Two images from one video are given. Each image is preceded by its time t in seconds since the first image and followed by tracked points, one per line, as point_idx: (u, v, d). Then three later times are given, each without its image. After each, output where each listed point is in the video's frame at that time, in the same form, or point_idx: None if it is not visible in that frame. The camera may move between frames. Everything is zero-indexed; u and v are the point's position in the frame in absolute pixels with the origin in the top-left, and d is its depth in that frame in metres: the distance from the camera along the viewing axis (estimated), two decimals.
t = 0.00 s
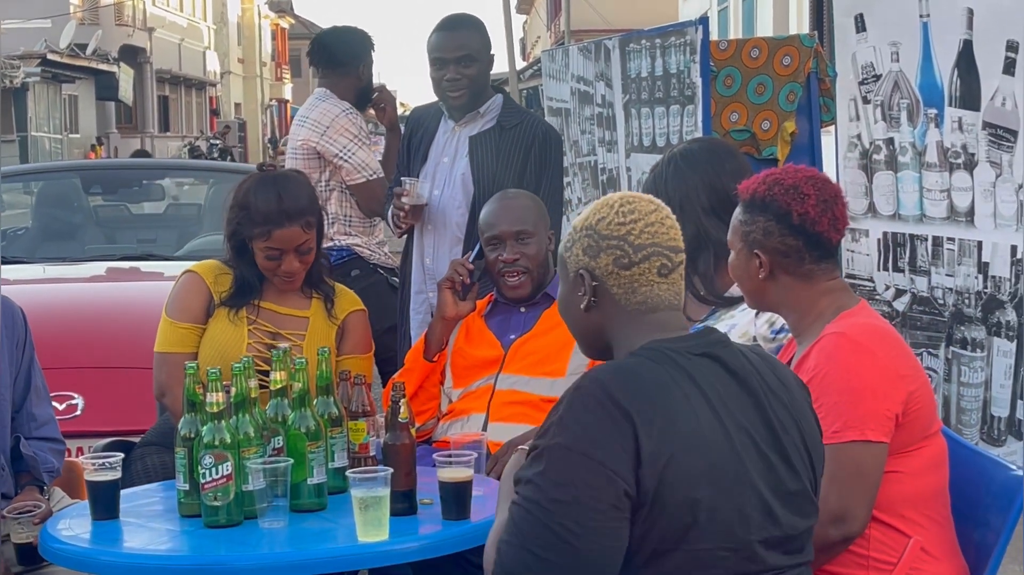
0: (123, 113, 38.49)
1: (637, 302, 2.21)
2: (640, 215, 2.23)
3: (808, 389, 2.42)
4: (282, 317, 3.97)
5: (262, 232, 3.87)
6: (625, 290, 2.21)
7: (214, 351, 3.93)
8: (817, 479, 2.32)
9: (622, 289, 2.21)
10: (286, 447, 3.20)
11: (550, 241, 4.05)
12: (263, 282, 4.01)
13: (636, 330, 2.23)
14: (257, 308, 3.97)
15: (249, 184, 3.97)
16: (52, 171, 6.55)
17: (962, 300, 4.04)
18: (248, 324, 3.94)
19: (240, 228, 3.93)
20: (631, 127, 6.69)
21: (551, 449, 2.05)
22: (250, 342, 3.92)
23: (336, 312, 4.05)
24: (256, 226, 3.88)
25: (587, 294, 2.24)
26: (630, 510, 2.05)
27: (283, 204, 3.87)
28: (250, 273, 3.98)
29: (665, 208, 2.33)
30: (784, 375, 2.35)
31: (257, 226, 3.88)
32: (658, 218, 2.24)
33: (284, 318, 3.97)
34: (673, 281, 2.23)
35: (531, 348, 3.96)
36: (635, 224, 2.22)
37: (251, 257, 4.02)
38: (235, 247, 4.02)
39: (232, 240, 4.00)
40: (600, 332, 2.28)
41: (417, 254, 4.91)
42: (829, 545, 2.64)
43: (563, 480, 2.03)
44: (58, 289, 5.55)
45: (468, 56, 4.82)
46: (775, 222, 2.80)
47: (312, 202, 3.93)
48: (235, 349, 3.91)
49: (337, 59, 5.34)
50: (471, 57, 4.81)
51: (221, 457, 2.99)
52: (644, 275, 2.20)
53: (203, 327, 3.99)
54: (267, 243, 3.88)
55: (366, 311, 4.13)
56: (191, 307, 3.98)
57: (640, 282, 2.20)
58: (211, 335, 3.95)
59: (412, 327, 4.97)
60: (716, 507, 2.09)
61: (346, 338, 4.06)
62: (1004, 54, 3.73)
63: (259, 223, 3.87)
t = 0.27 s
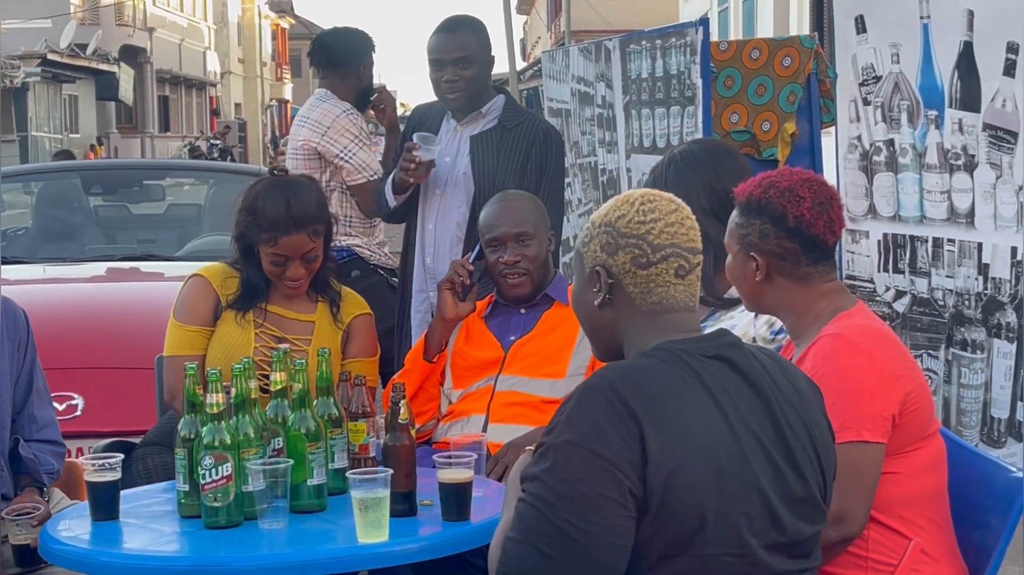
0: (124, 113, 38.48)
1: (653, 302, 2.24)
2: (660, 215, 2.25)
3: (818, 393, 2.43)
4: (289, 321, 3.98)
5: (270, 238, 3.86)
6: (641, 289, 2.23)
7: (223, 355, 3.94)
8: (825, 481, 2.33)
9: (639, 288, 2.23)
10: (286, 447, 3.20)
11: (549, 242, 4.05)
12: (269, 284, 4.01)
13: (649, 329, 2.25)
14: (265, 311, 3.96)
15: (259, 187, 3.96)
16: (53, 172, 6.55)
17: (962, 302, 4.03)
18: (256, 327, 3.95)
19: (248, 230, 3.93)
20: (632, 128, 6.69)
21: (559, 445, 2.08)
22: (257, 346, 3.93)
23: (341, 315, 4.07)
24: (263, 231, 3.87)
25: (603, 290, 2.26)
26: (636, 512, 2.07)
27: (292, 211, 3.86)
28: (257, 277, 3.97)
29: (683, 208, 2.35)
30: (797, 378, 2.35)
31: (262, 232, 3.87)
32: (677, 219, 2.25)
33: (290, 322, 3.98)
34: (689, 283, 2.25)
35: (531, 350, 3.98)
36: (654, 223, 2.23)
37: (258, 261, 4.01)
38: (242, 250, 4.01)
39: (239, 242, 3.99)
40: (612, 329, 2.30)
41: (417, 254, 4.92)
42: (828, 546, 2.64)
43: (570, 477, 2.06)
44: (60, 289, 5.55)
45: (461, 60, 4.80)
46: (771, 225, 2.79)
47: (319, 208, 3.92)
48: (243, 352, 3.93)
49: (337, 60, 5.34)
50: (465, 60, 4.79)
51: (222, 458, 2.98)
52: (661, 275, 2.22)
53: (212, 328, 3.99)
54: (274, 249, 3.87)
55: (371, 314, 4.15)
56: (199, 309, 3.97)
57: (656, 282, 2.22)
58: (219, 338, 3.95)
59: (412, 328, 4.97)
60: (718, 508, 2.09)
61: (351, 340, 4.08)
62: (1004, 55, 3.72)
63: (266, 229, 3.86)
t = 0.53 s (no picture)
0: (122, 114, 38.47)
1: (670, 303, 2.24)
2: (677, 215, 2.24)
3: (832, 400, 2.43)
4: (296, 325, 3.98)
5: (278, 241, 3.86)
6: (658, 291, 2.23)
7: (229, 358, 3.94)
8: (835, 484, 2.35)
9: (656, 290, 2.23)
10: (285, 447, 3.19)
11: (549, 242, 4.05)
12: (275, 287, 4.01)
13: (667, 330, 2.26)
14: (271, 315, 3.97)
15: (265, 190, 3.95)
16: (52, 171, 6.55)
17: (961, 302, 4.03)
18: (262, 331, 3.95)
19: (254, 232, 3.92)
20: (631, 128, 6.69)
21: (578, 444, 2.09)
22: (263, 351, 3.93)
23: (345, 317, 4.07)
24: (270, 234, 3.87)
25: (620, 292, 2.27)
26: (654, 515, 2.08)
27: (300, 214, 3.86)
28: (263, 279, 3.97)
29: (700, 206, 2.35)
30: (811, 384, 2.36)
31: (271, 236, 3.87)
32: (695, 219, 2.25)
33: (297, 326, 3.98)
34: (707, 283, 2.25)
35: (530, 350, 3.99)
36: (672, 224, 2.23)
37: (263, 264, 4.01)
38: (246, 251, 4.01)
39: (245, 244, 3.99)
40: (629, 329, 2.31)
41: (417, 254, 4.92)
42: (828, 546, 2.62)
43: (592, 478, 2.06)
44: (59, 289, 5.55)
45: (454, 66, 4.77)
46: (770, 226, 2.79)
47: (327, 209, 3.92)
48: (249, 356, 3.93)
49: (336, 59, 5.34)
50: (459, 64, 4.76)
51: (221, 457, 2.98)
52: (679, 276, 2.22)
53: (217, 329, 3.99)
54: (281, 251, 3.87)
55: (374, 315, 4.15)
56: (206, 312, 3.97)
57: (673, 284, 2.23)
58: (225, 341, 3.96)
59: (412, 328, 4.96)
60: (720, 507, 2.09)
61: (356, 342, 4.08)
62: (1003, 56, 3.72)
63: (273, 232, 3.86)
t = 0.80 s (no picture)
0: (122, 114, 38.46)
1: (692, 305, 2.24)
2: (693, 215, 2.25)
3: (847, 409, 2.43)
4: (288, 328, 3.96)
5: (283, 228, 3.89)
6: (680, 292, 2.23)
7: (224, 357, 3.95)
8: (847, 496, 2.35)
9: (676, 290, 2.23)
10: (285, 449, 3.19)
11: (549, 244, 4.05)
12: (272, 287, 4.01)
13: (688, 332, 2.26)
14: (265, 316, 3.96)
15: (274, 179, 4.00)
16: (51, 172, 6.54)
17: (961, 304, 4.03)
18: (257, 331, 3.95)
19: (257, 223, 3.95)
20: (631, 130, 6.70)
21: (595, 445, 2.09)
22: (256, 351, 3.93)
23: (338, 319, 4.04)
24: (277, 222, 3.90)
25: (642, 295, 2.26)
26: (667, 520, 2.09)
27: (309, 206, 3.91)
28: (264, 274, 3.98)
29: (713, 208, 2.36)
30: (829, 395, 2.37)
31: (277, 222, 3.90)
32: (711, 219, 2.26)
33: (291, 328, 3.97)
34: (727, 283, 2.25)
35: (530, 352, 3.98)
36: (688, 224, 2.23)
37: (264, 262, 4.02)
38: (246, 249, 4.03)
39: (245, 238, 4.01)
40: (651, 332, 2.30)
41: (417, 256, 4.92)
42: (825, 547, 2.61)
43: (605, 481, 2.07)
44: (59, 290, 5.55)
45: (451, 69, 4.76)
46: (770, 228, 2.79)
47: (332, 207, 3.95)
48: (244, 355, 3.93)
49: (336, 60, 5.34)
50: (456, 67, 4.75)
51: (221, 458, 2.98)
52: (699, 276, 2.22)
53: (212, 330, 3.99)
54: (286, 240, 3.89)
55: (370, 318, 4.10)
56: (201, 311, 3.98)
57: (694, 283, 2.22)
58: (220, 342, 3.96)
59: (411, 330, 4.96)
60: (724, 510, 2.10)
61: (349, 345, 4.05)
62: (1003, 58, 3.72)
63: (281, 220, 3.90)
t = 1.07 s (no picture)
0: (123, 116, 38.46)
1: (708, 309, 2.24)
2: (705, 219, 2.24)
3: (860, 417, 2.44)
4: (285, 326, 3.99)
5: (272, 202, 4.02)
6: (695, 297, 2.23)
7: (219, 357, 3.95)
8: (859, 505, 2.36)
9: (693, 295, 2.23)
10: (286, 449, 3.19)
11: (550, 245, 4.04)
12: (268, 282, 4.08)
13: (705, 336, 2.26)
14: (259, 314, 3.99)
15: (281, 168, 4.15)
16: (52, 173, 6.54)
17: (962, 304, 4.04)
18: (251, 330, 3.97)
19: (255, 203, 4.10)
20: (631, 131, 6.70)
21: (611, 447, 2.09)
22: (252, 350, 3.94)
23: (336, 319, 4.06)
24: (268, 197, 4.04)
25: (656, 302, 2.25)
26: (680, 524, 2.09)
27: (300, 189, 4.03)
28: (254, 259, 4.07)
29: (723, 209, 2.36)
30: (843, 403, 2.37)
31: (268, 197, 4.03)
32: (723, 222, 2.26)
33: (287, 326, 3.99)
34: (741, 285, 2.25)
35: (531, 353, 3.99)
36: (701, 228, 2.23)
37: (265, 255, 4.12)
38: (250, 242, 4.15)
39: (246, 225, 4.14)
40: (666, 337, 2.30)
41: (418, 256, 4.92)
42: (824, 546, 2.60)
43: (620, 482, 2.07)
44: (59, 291, 5.56)
45: (452, 67, 4.76)
46: (769, 230, 2.79)
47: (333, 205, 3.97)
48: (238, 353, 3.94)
49: (336, 61, 5.35)
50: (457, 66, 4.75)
51: (222, 459, 2.98)
52: (715, 279, 2.22)
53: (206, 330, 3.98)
54: (269, 216, 4.00)
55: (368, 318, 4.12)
56: (194, 313, 3.96)
57: (710, 287, 2.22)
58: (214, 341, 3.96)
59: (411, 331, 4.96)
60: (729, 513, 2.10)
61: (348, 345, 4.06)
62: (1004, 59, 3.73)
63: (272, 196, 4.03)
